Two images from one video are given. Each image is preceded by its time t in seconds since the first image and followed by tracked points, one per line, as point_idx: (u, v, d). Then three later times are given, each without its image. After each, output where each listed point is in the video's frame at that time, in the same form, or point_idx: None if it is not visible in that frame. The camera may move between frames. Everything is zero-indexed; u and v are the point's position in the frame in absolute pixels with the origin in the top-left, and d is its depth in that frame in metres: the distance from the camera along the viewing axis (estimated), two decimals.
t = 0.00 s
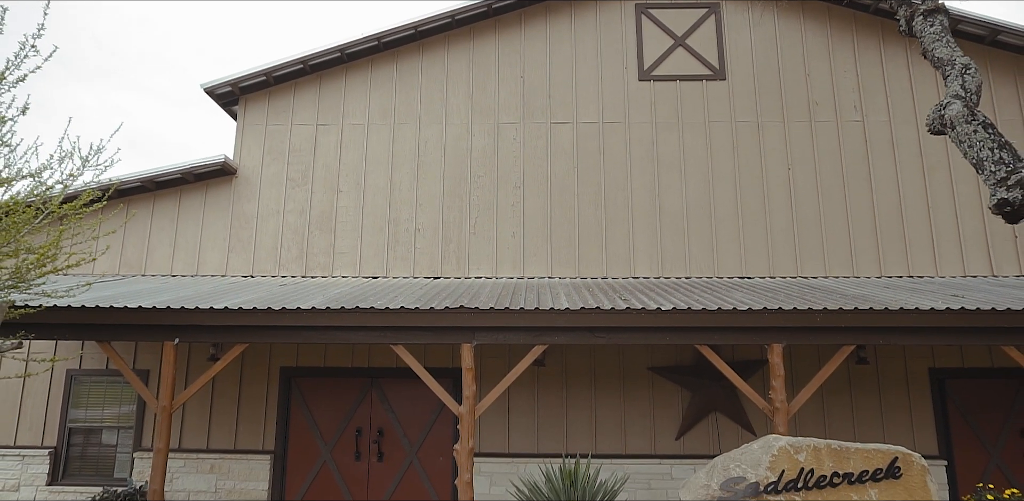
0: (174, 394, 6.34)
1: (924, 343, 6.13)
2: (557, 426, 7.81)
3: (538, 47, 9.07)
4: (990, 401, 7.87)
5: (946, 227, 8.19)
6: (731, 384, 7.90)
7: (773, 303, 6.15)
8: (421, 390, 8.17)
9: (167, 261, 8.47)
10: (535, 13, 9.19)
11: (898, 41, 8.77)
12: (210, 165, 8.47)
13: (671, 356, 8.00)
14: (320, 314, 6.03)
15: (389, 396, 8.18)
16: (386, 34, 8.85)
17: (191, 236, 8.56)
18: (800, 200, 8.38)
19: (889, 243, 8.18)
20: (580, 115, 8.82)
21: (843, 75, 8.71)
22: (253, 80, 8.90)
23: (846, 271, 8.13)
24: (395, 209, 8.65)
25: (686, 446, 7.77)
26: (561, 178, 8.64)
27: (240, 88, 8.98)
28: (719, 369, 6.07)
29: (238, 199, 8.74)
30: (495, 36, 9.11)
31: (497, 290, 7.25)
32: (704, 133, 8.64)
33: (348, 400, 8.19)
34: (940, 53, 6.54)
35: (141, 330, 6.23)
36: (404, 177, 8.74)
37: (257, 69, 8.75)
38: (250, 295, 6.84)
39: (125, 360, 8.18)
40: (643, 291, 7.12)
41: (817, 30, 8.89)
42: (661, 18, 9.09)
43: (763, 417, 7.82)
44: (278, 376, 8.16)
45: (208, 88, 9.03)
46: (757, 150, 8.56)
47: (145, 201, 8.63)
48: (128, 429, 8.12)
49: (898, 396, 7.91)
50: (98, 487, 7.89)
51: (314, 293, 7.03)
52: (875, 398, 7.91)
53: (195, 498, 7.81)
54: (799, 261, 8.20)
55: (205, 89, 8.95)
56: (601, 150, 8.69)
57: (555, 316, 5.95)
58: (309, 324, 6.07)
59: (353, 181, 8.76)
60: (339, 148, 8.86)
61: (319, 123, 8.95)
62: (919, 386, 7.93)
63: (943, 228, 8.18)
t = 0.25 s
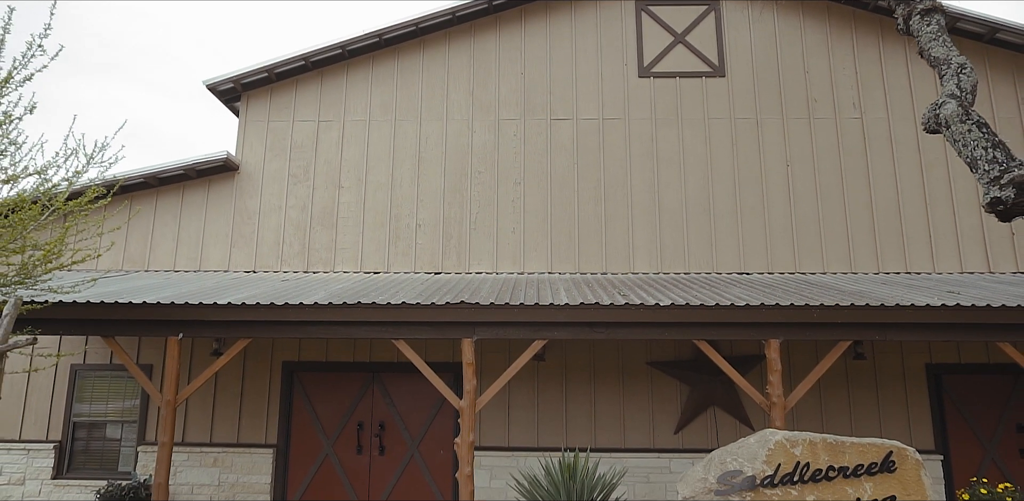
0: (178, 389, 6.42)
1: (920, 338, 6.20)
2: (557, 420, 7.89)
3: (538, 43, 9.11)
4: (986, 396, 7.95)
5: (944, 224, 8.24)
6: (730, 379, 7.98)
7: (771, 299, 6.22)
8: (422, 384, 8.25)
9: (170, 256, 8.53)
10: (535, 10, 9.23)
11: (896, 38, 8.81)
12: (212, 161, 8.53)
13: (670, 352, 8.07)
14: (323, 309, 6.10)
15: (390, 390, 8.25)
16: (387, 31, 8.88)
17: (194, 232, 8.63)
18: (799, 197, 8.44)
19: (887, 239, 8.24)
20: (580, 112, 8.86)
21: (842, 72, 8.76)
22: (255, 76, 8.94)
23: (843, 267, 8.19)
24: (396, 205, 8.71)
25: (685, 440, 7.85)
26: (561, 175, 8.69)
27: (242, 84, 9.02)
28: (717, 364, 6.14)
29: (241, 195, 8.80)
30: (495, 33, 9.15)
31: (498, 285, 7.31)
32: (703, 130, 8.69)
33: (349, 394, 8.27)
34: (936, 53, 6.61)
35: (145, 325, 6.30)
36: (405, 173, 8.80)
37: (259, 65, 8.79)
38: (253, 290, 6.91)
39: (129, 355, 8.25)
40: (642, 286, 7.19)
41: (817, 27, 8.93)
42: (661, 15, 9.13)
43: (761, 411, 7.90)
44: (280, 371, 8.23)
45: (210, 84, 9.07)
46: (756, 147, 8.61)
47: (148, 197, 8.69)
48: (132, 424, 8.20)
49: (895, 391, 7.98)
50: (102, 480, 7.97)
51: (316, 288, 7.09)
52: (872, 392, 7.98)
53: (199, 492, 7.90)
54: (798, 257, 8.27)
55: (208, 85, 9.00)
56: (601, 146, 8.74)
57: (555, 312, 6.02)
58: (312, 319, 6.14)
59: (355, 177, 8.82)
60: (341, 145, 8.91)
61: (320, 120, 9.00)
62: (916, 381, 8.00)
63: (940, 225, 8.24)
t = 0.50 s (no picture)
0: (182, 383, 6.50)
1: (916, 332, 6.27)
2: (557, 414, 7.96)
3: (538, 39, 9.15)
4: (982, 389, 8.02)
5: (941, 218, 8.30)
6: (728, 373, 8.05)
7: (768, 293, 6.28)
8: (423, 379, 8.32)
9: (172, 252, 8.60)
10: (535, 6, 9.26)
11: (895, 33, 8.85)
12: (214, 157, 8.58)
13: (668, 345, 8.14)
14: (325, 304, 6.17)
15: (392, 384, 8.33)
16: (387, 27, 8.91)
17: (196, 228, 8.69)
18: (797, 192, 8.49)
19: (885, 234, 8.30)
20: (580, 107, 8.91)
21: (840, 67, 8.79)
22: (256, 73, 8.98)
23: (841, 261, 8.25)
24: (397, 201, 8.77)
25: (684, 433, 7.93)
26: (561, 170, 8.74)
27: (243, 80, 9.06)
28: (715, 357, 6.21)
29: (242, 191, 8.85)
30: (495, 28, 9.19)
31: (498, 280, 7.38)
32: (702, 125, 8.74)
33: (351, 388, 8.35)
34: (933, 50, 6.68)
35: (149, 321, 6.37)
36: (405, 169, 8.85)
37: (260, 62, 8.83)
38: (255, 286, 6.98)
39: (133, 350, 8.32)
40: (641, 281, 7.25)
41: (815, 22, 8.96)
42: (661, 10, 9.15)
43: (759, 404, 7.97)
44: (283, 365, 8.31)
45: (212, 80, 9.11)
46: (755, 142, 8.65)
47: (151, 193, 8.74)
48: (137, 418, 8.28)
49: (892, 384, 8.05)
50: (107, 474, 8.06)
51: (318, 284, 7.16)
52: (869, 386, 8.05)
53: (203, 485, 8.00)
54: (796, 251, 8.32)
55: (209, 81, 9.04)
56: (600, 141, 8.79)
57: (554, 307, 6.08)
58: (314, 314, 6.20)
59: (356, 173, 8.87)
60: (342, 140, 8.96)
61: (321, 116, 9.05)
62: (913, 374, 8.07)
63: (938, 219, 8.30)
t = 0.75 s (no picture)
0: (186, 376, 6.58)
1: (911, 327, 6.33)
2: (556, 407, 8.04)
3: (538, 35, 9.18)
4: (978, 384, 8.08)
5: (939, 214, 8.35)
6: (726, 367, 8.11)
7: (766, 289, 6.34)
8: (423, 372, 8.39)
9: (175, 247, 8.66)
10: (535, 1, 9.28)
11: (894, 29, 8.88)
12: (216, 152, 8.63)
13: (667, 340, 8.21)
14: (327, 299, 6.23)
15: (392, 378, 8.40)
16: (388, 22, 8.95)
17: (198, 222, 8.75)
18: (795, 188, 8.54)
19: (882, 229, 8.35)
20: (580, 103, 8.95)
21: (839, 63, 8.83)
22: (258, 68, 9.02)
23: (839, 257, 8.31)
24: (397, 196, 8.82)
25: (682, 427, 8.00)
26: (561, 166, 8.79)
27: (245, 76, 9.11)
28: (712, 352, 6.28)
29: (244, 186, 8.91)
30: (496, 24, 9.22)
31: (498, 275, 7.44)
32: (701, 121, 8.78)
33: (352, 382, 8.42)
34: (929, 48, 6.76)
35: (153, 315, 6.44)
36: (406, 164, 8.90)
37: (262, 57, 8.88)
38: (257, 280, 7.04)
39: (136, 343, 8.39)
40: (639, 276, 7.31)
41: (814, 18, 8.99)
42: (661, 6, 9.18)
43: (757, 398, 8.04)
44: (284, 359, 8.38)
45: (214, 75, 9.16)
46: (754, 138, 8.70)
47: (153, 188, 8.80)
48: (140, 411, 8.36)
49: (888, 379, 8.12)
50: (111, 466, 8.14)
51: (320, 278, 7.22)
52: (866, 380, 8.12)
53: (206, 477, 8.08)
54: (794, 247, 8.38)
55: (211, 77, 9.09)
56: (600, 137, 8.83)
57: (554, 302, 6.15)
58: (315, 308, 6.27)
59: (357, 168, 8.92)
60: (343, 136, 9.01)
61: (323, 111, 9.09)
62: (909, 369, 8.14)
63: (935, 215, 8.35)
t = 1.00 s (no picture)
0: (189, 370, 6.65)
1: (906, 322, 6.40)
2: (555, 401, 8.11)
3: (538, 31, 9.22)
4: (973, 379, 8.15)
5: (936, 210, 8.40)
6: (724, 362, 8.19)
7: (763, 284, 6.40)
8: (423, 367, 8.46)
9: (176, 241, 8.72)
10: None
11: (892, 26, 8.92)
12: (218, 147, 8.68)
13: (665, 335, 8.28)
14: (328, 294, 6.29)
15: (393, 372, 8.47)
16: (389, 18, 8.98)
17: (200, 217, 8.80)
18: (793, 184, 8.59)
19: (879, 226, 8.41)
20: (579, 99, 8.99)
21: (838, 60, 8.87)
22: (259, 64, 9.06)
23: (836, 253, 8.37)
24: (398, 191, 8.87)
25: (679, 421, 8.08)
26: (561, 161, 8.84)
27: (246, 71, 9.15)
28: (709, 347, 6.35)
29: (245, 181, 8.96)
30: (496, 20, 9.26)
31: (498, 270, 7.51)
32: (700, 117, 8.82)
33: (353, 376, 8.49)
34: (926, 47, 6.80)
35: (156, 309, 6.51)
36: (406, 159, 8.95)
37: (263, 53, 8.91)
38: (259, 275, 7.10)
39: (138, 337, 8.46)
40: (638, 271, 7.37)
41: (813, 15, 9.02)
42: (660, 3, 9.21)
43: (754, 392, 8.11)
44: (285, 352, 8.45)
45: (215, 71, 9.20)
46: (752, 134, 8.74)
47: (155, 183, 8.85)
48: (142, 404, 8.43)
49: (884, 374, 8.19)
50: (114, 459, 8.22)
51: (321, 273, 7.29)
52: (862, 375, 8.19)
53: (208, 469, 8.16)
54: (791, 243, 8.44)
55: (212, 72, 9.13)
56: (599, 133, 8.88)
57: (552, 297, 6.21)
58: (316, 303, 6.33)
59: (357, 163, 8.97)
60: (343, 131, 9.05)
61: (323, 107, 9.13)
62: (905, 364, 8.21)
63: (932, 211, 8.40)
